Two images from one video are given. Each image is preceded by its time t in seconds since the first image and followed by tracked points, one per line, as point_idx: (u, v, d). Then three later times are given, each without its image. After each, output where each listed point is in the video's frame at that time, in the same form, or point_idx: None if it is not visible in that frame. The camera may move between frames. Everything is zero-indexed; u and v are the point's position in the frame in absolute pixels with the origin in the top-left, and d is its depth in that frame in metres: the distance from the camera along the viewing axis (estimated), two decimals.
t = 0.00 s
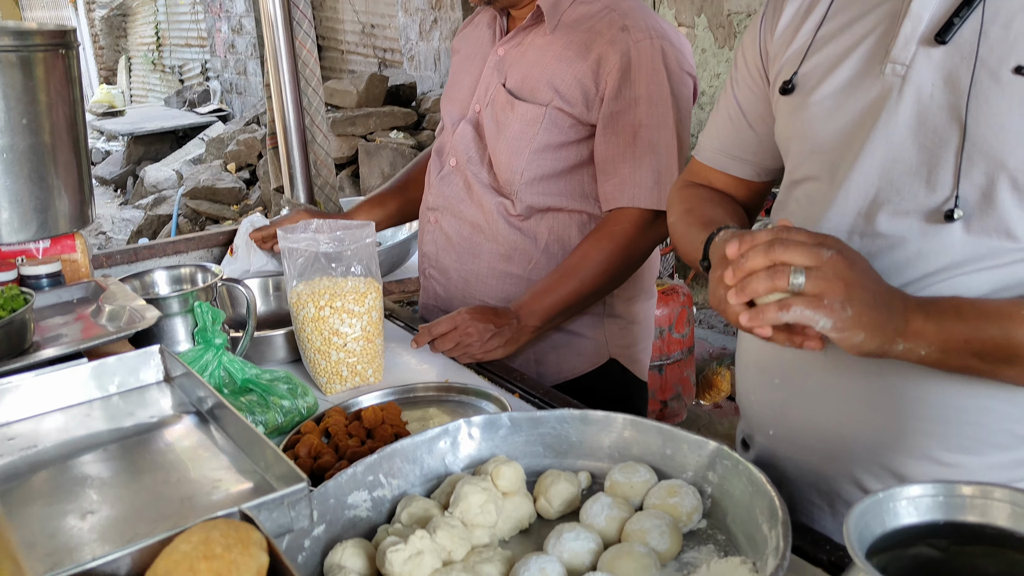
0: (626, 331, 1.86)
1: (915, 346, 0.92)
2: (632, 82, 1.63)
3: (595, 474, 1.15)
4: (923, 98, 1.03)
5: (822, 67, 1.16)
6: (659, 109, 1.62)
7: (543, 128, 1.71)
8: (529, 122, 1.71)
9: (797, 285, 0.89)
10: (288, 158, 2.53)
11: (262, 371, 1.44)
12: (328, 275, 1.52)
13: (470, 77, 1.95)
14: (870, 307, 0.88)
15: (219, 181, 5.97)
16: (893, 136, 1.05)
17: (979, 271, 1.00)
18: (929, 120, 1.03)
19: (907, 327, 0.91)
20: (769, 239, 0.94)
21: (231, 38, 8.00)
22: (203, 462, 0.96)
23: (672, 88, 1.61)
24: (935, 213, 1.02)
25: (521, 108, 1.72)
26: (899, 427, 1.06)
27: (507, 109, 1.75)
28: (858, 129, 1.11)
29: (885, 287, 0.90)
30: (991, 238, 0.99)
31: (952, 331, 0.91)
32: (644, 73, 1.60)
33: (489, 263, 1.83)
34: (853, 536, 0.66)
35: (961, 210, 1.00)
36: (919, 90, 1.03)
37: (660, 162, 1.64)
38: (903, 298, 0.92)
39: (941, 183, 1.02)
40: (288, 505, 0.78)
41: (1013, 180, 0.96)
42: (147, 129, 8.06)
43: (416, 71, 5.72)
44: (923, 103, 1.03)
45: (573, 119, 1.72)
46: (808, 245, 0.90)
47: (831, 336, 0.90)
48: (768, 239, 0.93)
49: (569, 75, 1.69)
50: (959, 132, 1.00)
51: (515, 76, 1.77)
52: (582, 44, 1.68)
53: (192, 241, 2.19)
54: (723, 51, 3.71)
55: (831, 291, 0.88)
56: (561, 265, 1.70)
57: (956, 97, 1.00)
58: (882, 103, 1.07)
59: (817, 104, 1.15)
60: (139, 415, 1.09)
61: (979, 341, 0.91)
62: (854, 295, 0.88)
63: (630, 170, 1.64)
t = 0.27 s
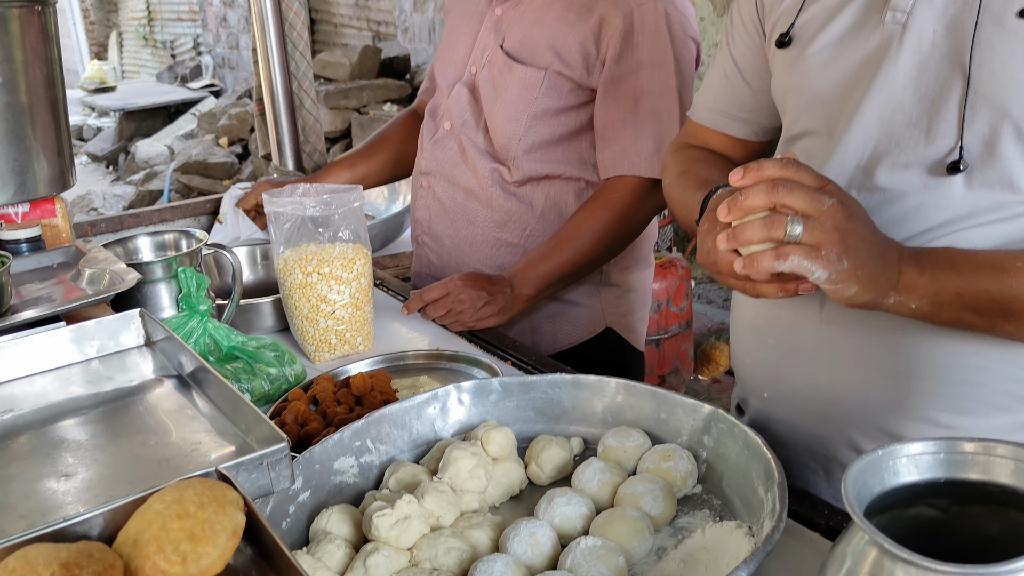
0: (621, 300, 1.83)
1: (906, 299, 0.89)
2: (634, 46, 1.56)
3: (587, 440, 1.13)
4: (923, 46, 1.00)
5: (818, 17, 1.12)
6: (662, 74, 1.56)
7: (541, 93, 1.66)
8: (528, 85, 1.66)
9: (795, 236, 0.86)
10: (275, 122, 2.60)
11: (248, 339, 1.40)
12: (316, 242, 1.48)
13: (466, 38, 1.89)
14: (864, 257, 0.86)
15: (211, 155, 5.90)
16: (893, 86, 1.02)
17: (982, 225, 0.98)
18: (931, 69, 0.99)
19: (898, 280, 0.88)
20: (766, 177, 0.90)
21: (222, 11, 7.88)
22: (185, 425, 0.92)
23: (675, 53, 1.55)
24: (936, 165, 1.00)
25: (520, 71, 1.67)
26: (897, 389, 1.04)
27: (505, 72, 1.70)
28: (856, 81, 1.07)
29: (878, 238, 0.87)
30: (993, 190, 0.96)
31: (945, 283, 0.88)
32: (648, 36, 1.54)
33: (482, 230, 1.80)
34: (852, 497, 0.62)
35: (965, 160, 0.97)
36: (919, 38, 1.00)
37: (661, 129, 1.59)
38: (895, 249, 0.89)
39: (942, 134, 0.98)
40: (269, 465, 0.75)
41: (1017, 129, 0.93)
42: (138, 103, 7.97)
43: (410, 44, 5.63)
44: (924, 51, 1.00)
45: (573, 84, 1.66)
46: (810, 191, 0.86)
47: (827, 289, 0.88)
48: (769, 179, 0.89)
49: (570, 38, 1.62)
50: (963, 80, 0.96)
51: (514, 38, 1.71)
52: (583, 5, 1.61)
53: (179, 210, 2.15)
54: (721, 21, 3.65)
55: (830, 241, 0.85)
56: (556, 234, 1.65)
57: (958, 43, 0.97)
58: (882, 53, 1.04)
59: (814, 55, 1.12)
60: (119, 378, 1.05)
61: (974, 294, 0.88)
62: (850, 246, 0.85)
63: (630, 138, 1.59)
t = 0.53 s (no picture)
0: (621, 278, 1.81)
1: (910, 274, 0.88)
2: (638, 23, 1.52)
3: (586, 418, 1.12)
4: (926, 15, 0.97)
5: None
6: (665, 51, 1.51)
7: (542, 70, 1.62)
8: (528, 61, 1.63)
9: (795, 222, 0.84)
10: (270, 99, 2.59)
11: (244, 318, 1.39)
12: (311, 219, 1.47)
13: (467, 12, 1.86)
14: (860, 235, 0.85)
15: (208, 136, 5.85)
16: (894, 56, 1.00)
17: (985, 198, 0.96)
18: (934, 38, 0.97)
19: (901, 254, 0.87)
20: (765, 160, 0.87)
21: None
22: (179, 403, 0.91)
23: (681, 30, 1.50)
24: (939, 137, 0.98)
25: (520, 46, 1.63)
26: (899, 366, 1.02)
27: (505, 47, 1.66)
28: (859, 52, 1.05)
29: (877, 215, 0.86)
30: (996, 162, 0.95)
31: (949, 256, 0.86)
32: (653, 11, 1.50)
33: (480, 208, 1.78)
34: (854, 472, 0.61)
35: (967, 133, 0.95)
36: (922, 7, 0.97)
37: (664, 108, 1.55)
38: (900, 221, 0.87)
39: (945, 104, 0.96)
40: (262, 443, 0.74)
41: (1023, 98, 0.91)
42: (134, 84, 7.90)
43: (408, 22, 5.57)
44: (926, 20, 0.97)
45: (575, 61, 1.62)
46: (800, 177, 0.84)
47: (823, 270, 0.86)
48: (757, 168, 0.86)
49: (573, 14, 1.58)
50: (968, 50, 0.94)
51: (517, 13, 1.67)
52: None
53: (174, 190, 2.12)
54: None
55: (823, 226, 0.84)
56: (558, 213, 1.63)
57: (963, 11, 0.94)
58: (885, 22, 1.01)
59: (813, 25, 1.09)
60: (112, 357, 1.03)
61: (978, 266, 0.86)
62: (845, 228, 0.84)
63: (632, 117, 1.55)
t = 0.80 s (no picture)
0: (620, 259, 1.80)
1: (952, 263, 0.86)
2: None
3: (586, 400, 1.11)
4: None
5: None
6: (666, 29, 1.48)
7: (541, 47, 1.60)
8: (526, 38, 1.60)
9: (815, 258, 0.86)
10: (267, 79, 2.58)
11: (241, 300, 1.37)
12: (309, 201, 1.45)
13: None
14: (890, 247, 0.83)
15: (206, 119, 5.82)
16: (896, 33, 0.98)
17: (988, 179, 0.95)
18: (936, 15, 0.94)
19: (943, 249, 0.85)
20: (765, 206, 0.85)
21: None
22: (174, 384, 0.90)
23: (682, 7, 1.47)
24: (940, 118, 0.96)
25: (519, 24, 1.60)
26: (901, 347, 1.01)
27: (504, 24, 1.63)
28: (861, 29, 1.03)
29: (920, 212, 0.82)
30: (1000, 142, 0.93)
31: (983, 236, 0.83)
32: None
33: (480, 188, 1.76)
34: (858, 453, 0.60)
35: (968, 113, 0.93)
36: None
37: (665, 87, 1.52)
38: (947, 202, 0.83)
39: (947, 82, 0.94)
40: (256, 424, 0.73)
41: None
42: (132, 67, 7.85)
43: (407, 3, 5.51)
44: None
45: (574, 38, 1.59)
46: (829, 215, 0.82)
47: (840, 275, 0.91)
48: (774, 213, 0.84)
49: None
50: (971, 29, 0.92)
51: None
52: None
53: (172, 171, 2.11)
54: None
55: (851, 249, 0.84)
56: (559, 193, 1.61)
57: None
58: None
59: (812, 2, 1.07)
60: (107, 338, 1.02)
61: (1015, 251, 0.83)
62: (882, 247, 0.83)
63: (631, 96, 1.53)
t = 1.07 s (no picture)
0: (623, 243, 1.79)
1: (953, 228, 0.85)
2: None
3: (589, 384, 1.10)
4: None
5: None
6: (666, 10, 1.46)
7: (541, 29, 1.57)
8: (526, 19, 1.57)
9: (815, 224, 0.87)
10: (269, 63, 2.57)
11: (243, 283, 1.37)
12: (310, 184, 1.45)
13: None
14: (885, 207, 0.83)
15: (207, 104, 5.79)
16: (902, 13, 0.96)
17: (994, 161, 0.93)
18: None
19: (942, 211, 0.84)
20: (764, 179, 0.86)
21: None
22: (176, 366, 0.90)
23: None
24: (946, 99, 0.95)
25: (519, 5, 1.57)
26: (905, 332, 1.00)
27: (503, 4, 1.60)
28: (866, 10, 1.01)
29: (910, 171, 0.82)
30: (1006, 124, 0.91)
31: (979, 198, 0.83)
32: None
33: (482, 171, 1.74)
34: (865, 437, 0.59)
35: (974, 94, 0.92)
36: None
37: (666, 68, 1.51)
38: (938, 165, 0.83)
39: (954, 63, 0.93)
40: (258, 407, 0.72)
41: None
42: (133, 51, 7.81)
43: None
44: None
45: (574, 19, 1.57)
46: (817, 178, 0.83)
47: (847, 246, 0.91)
48: (766, 192, 0.86)
49: None
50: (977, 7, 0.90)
51: None
52: None
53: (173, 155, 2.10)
54: None
55: (848, 215, 0.84)
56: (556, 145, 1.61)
57: None
58: None
59: None
60: (108, 320, 1.01)
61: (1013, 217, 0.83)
62: (880, 209, 0.83)
63: (634, 77, 1.52)
